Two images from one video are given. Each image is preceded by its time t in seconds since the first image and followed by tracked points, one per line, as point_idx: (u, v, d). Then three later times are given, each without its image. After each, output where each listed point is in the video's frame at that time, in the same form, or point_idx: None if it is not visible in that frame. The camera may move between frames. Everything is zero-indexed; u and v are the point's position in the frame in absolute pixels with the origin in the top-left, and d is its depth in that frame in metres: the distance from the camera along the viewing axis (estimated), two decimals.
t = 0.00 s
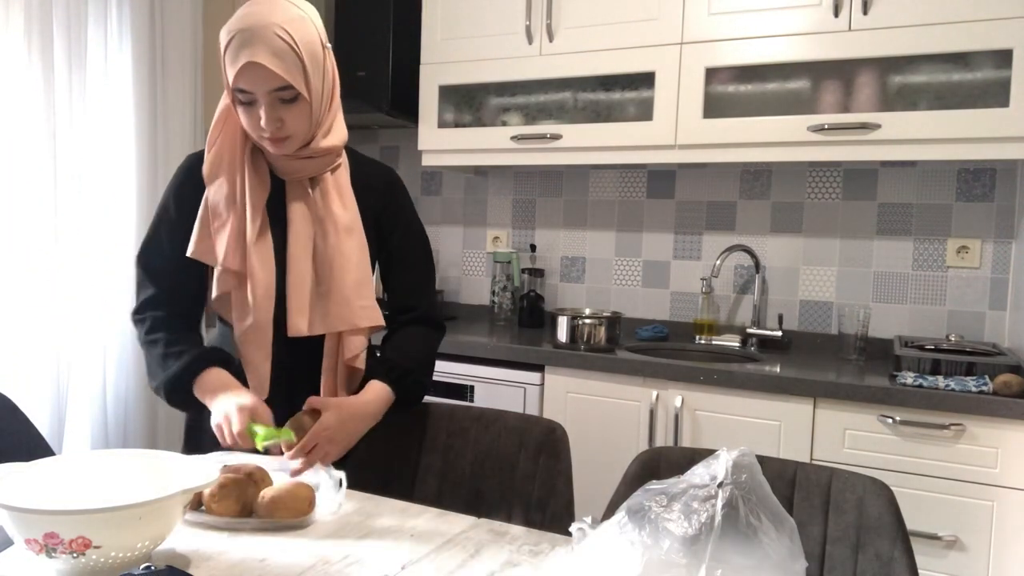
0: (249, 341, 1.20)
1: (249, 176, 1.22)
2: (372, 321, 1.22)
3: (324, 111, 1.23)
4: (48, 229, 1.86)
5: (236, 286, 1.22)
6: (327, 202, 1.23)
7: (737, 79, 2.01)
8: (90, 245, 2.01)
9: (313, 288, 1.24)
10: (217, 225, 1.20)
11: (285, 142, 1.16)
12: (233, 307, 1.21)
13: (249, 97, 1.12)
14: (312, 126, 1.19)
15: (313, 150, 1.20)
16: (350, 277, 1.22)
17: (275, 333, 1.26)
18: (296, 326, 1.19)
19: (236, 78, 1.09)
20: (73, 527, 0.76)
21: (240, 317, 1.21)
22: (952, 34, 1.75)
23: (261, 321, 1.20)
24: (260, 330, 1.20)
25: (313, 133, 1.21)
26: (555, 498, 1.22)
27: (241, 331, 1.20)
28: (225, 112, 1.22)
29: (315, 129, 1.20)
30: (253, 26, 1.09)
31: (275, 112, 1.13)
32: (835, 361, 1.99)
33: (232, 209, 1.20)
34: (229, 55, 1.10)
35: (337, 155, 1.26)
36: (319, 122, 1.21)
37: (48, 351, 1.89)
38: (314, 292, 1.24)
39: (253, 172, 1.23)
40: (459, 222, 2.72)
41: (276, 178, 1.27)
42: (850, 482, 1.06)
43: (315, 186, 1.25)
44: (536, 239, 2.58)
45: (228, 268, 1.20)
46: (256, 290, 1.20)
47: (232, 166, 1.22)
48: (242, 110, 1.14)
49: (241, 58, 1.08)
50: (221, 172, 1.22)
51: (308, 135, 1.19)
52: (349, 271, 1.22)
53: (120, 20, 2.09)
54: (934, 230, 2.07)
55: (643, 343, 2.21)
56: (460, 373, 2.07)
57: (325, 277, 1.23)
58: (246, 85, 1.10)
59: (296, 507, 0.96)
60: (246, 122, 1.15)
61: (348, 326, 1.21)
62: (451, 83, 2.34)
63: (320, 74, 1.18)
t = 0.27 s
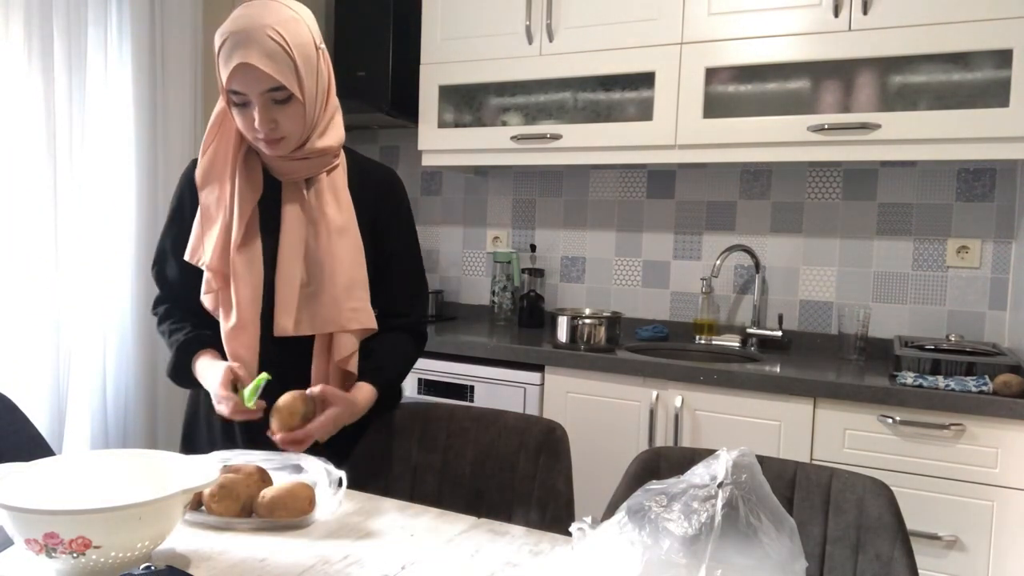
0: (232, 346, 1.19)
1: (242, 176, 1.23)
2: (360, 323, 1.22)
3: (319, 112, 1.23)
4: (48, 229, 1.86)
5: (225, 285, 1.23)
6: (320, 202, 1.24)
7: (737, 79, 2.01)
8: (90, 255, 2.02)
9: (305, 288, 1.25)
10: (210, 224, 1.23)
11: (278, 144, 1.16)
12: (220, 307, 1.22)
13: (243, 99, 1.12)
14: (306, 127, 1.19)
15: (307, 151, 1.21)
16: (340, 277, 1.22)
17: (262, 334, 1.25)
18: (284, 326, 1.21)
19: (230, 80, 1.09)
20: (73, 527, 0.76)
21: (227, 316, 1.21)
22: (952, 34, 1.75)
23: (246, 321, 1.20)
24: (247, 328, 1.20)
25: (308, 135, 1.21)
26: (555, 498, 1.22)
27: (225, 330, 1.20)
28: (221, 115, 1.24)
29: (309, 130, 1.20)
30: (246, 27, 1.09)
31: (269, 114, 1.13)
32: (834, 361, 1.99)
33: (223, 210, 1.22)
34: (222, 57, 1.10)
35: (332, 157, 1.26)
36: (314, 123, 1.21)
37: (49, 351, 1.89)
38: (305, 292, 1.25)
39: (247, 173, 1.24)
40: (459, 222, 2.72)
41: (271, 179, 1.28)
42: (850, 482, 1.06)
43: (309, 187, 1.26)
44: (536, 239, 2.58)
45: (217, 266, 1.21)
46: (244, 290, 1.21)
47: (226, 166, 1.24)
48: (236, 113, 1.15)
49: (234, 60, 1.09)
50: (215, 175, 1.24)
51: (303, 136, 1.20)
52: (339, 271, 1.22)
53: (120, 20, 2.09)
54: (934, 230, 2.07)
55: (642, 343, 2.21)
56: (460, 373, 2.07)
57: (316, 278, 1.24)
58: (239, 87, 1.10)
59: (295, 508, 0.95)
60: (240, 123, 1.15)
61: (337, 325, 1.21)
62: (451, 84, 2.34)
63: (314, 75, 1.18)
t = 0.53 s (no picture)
0: (240, 345, 1.21)
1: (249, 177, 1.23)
2: (366, 320, 1.22)
3: (325, 113, 1.23)
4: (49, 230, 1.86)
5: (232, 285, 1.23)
6: (325, 202, 1.24)
7: (736, 79, 2.01)
8: (90, 253, 2.02)
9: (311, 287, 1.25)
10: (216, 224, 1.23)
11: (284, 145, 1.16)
12: (228, 306, 1.23)
13: (248, 101, 1.12)
14: (312, 129, 1.19)
15: (313, 152, 1.21)
16: (345, 275, 1.22)
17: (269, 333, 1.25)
18: (292, 325, 1.22)
19: (235, 83, 1.10)
20: (73, 527, 0.76)
21: (235, 315, 1.23)
22: (952, 34, 1.75)
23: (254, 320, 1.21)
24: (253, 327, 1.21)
25: (314, 136, 1.21)
26: (555, 498, 1.22)
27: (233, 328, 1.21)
28: (227, 119, 1.24)
29: (314, 131, 1.20)
30: (251, 30, 1.09)
31: (274, 115, 1.13)
32: (835, 361, 1.99)
33: (230, 212, 1.23)
34: (227, 60, 1.10)
35: (337, 157, 1.26)
36: (320, 124, 1.21)
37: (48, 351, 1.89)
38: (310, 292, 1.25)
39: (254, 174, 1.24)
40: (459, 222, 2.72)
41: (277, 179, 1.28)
42: (850, 482, 1.06)
43: (315, 187, 1.26)
44: (536, 239, 2.58)
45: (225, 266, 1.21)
46: (251, 290, 1.22)
47: (233, 167, 1.24)
48: (242, 114, 1.15)
49: (239, 63, 1.09)
50: (221, 177, 1.24)
51: (307, 137, 1.20)
52: (344, 270, 1.23)
53: (120, 20, 2.09)
54: (934, 230, 2.07)
55: (642, 343, 2.21)
56: (460, 373, 2.07)
57: (322, 278, 1.24)
58: (244, 89, 1.10)
59: (295, 508, 0.95)
60: (246, 125, 1.16)
61: (343, 324, 1.21)
62: (450, 83, 2.34)
63: (318, 76, 1.18)
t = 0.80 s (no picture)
0: (251, 344, 1.21)
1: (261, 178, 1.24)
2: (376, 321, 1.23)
3: (337, 117, 1.23)
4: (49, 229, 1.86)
5: (243, 284, 1.24)
6: (336, 204, 1.24)
7: (736, 79, 2.01)
8: (90, 251, 2.02)
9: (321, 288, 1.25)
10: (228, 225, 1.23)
11: (296, 148, 1.16)
12: (238, 306, 1.24)
13: (260, 105, 1.13)
14: (324, 132, 1.20)
15: (324, 155, 1.21)
16: (356, 277, 1.23)
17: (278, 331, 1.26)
18: (303, 324, 1.21)
19: (247, 86, 1.10)
20: (73, 527, 0.76)
21: (245, 314, 1.23)
22: (951, 34, 1.75)
23: (265, 319, 1.22)
24: (263, 326, 1.22)
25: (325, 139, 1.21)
26: (555, 497, 1.22)
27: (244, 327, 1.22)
28: (240, 121, 1.25)
29: (326, 134, 1.21)
30: (263, 35, 1.09)
31: (286, 119, 1.13)
32: (835, 361, 1.99)
33: (241, 213, 1.23)
34: (239, 64, 1.10)
35: (347, 159, 1.26)
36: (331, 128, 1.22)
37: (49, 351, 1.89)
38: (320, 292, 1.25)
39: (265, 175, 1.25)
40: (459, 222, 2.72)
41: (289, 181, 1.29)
42: (850, 482, 1.06)
43: (326, 189, 1.26)
44: (536, 239, 2.58)
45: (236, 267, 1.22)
46: (262, 290, 1.22)
47: (245, 168, 1.25)
48: (254, 117, 1.15)
49: (251, 67, 1.09)
50: (234, 178, 1.25)
51: (319, 140, 1.20)
52: (354, 272, 1.23)
53: (120, 20, 2.09)
54: (934, 230, 2.07)
55: (643, 343, 2.21)
56: (460, 373, 2.07)
57: (332, 279, 1.24)
58: (257, 92, 1.11)
59: (295, 508, 0.95)
60: (258, 127, 1.16)
61: (353, 324, 1.22)
62: (450, 83, 2.34)
63: (330, 80, 1.18)
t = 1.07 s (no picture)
0: (247, 344, 1.21)
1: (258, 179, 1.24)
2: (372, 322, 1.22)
3: (333, 117, 1.23)
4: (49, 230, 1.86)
5: (239, 285, 1.23)
6: (333, 204, 1.25)
7: (736, 79, 2.01)
8: (90, 262, 2.03)
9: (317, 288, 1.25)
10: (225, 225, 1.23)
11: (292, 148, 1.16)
12: (234, 305, 1.24)
13: (255, 105, 1.13)
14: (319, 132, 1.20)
15: (320, 155, 1.22)
16: (352, 278, 1.23)
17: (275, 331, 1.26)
18: (298, 324, 1.22)
19: (241, 87, 1.10)
20: (73, 527, 0.76)
21: (241, 314, 1.23)
22: (951, 34, 1.75)
23: (261, 319, 1.22)
24: (260, 326, 1.22)
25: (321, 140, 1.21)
26: (555, 497, 1.22)
27: (240, 328, 1.21)
28: (237, 121, 1.25)
29: (322, 134, 1.21)
30: (258, 35, 1.09)
31: (280, 119, 1.13)
32: (835, 361, 1.99)
33: (238, 212, 1.23)
34: (234, 64, 1.10)
35: (345, 159, 1.27)
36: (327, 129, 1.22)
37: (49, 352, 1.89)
38: (317, 292, 1.25)
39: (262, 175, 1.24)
40: (459, 222, 2.72)
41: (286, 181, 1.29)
42: (850, 482, 1.06)
43: (323, 189, 1.27)
44: (536, 239, 2.58)
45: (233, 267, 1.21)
46: (259, 291, 1.22)
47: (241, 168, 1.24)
48: (249, 117, 1.15)
49: (245, 67, 1.09)
50: (231, 177, 1.24)
51: (315, 140, 1.20)
52: (351, 272, 1.23)
53: (120, 20, 2.09)
54: (934, 230, 2.07)
55: (642, 343, 2.21)
56: (460, 373, 2.07)
57: (329, 279, 1.24)
58: (252, 92, 1.10)
59: (294, 508, 0.95)
60: (253, 127, 1.16)
61: (348, 325, 1.21)
62: (451, 83, 2.34)
63: (325, 80, 1.18)
